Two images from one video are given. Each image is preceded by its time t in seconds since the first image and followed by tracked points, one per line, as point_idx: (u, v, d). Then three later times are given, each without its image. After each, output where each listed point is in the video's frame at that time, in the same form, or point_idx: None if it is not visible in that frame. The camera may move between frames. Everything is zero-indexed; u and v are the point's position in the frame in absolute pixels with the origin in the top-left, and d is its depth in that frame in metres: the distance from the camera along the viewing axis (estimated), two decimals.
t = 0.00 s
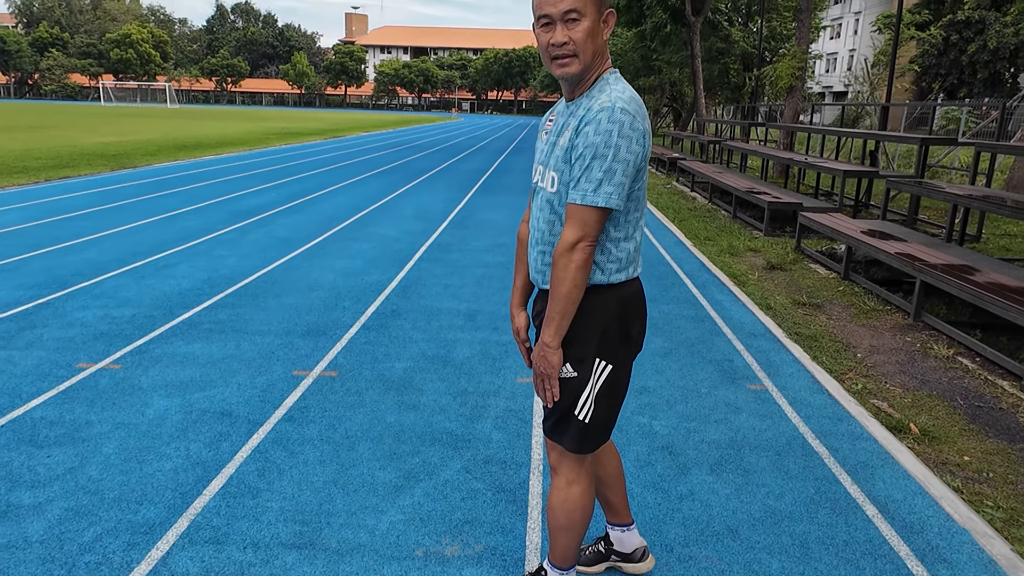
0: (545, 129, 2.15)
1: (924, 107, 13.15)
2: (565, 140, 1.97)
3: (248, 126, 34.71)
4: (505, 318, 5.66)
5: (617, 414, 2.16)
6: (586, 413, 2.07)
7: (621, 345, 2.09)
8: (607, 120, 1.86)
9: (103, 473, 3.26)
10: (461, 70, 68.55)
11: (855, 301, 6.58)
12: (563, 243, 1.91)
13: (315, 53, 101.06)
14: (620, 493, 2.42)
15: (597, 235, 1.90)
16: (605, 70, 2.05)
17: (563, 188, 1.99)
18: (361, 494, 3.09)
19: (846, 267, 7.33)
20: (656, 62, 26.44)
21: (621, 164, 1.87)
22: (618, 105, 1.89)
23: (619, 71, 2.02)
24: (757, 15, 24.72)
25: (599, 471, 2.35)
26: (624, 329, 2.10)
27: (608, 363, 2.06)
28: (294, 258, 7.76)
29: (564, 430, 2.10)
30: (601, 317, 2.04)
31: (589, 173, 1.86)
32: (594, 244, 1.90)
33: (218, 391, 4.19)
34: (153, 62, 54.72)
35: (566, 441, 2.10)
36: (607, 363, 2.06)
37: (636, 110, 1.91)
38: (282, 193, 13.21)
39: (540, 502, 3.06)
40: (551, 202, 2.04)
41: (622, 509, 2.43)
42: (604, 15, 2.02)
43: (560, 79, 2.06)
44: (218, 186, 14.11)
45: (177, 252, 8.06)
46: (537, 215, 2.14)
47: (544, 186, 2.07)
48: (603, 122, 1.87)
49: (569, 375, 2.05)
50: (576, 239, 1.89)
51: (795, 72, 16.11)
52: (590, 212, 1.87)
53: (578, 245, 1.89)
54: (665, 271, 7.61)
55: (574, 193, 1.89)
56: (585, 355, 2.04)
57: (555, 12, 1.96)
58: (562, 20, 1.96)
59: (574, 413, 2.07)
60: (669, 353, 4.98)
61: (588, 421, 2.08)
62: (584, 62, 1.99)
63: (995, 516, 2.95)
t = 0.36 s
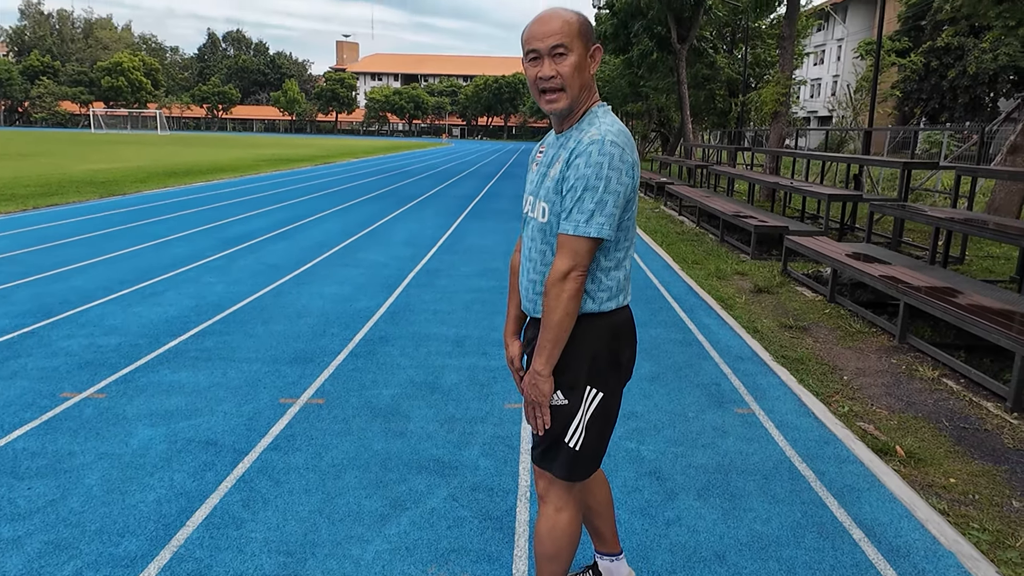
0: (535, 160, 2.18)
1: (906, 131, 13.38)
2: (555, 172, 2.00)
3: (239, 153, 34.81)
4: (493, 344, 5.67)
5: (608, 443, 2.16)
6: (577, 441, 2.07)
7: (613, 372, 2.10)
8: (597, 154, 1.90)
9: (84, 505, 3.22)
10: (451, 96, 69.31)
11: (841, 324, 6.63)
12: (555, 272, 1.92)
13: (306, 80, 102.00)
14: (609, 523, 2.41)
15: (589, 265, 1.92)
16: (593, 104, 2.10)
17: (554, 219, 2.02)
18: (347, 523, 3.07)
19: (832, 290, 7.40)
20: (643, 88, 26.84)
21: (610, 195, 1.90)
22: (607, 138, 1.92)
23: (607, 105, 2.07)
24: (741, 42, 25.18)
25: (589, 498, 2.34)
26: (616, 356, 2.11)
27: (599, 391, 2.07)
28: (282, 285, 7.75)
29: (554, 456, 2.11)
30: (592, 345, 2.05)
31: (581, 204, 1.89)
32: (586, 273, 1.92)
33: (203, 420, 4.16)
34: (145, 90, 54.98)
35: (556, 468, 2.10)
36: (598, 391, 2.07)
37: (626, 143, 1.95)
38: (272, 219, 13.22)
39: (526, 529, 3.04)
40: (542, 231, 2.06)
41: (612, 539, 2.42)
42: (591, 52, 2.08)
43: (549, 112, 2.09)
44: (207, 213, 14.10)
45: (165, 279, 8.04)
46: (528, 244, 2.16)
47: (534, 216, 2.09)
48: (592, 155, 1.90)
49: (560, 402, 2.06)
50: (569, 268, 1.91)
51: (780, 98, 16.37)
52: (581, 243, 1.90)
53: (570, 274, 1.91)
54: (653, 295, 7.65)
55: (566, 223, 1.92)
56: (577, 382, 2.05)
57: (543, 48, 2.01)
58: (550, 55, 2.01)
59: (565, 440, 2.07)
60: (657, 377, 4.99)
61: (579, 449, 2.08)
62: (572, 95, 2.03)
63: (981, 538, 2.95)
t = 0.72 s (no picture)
0: (555, 187, 2.14)
1: (894, 155, 13.52)
2: (584, 194, 1.94)
3: (230, 177, 34.83)
4: (486, 367, 5.61)
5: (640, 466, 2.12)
6: (608, 461, 2.02)
7: (645, 392, 2.06)
8: (626, 171, 1.85)
9: (67, 536, 3.13)
10: (442, 121, 69.78)
11: (835, 345, 6.63)
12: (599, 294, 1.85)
13: (298, 105, 102.51)
14: (618, 550, 2.34)
15: (636, 281, 1.86)
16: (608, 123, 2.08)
17: (586, 240, 1.96)
18: (338, 552, 2.99)
19: (824, 311, 7.41)
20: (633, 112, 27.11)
21: (646, 210, 1.85)
22: (633, 155, 1.89)
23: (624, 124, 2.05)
24: (728, 68, 25.56)
25: (604, 524, 2.29)
26: (649, 377, 2.07)
27: (632, 411, 2.03)
28: (273, 308, 7.69)
29: (581, 478, 2.04)
30: (625, 364, 2.00)
31: (619, 222, 1.83)
32: (634, 291, 1.86)
33: (191, 447, 4.07)
34: (136, 115, 55.05)
35: (581, 490, 2.04)
36: (631, 412, 2.04)
37: (647, 157, 1.92)
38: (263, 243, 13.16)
39: (524, 558, 2.97)
40: (570, 253, 2.00)
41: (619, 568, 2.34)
42: (604, 72, 2.07)
43: (565, 134, 2.07)
44: (198, 237, 14.02)
45: (154, 303, 7.96)
46: (555, 268, 2.10)
47: (563, 240, 2.02)
48: (621, 173, 1.86)
49: (592, 424, 2.00)
50: (618, 288, 1.83)
51: (768, 122, 16.55)
52: (624, 260, 1.84)
53: (621, 294, 1.84)
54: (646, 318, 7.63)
55: (604, 243, 1.85)
56: (609, 404, 2.01)
57: (556, 71, 2.00)
58: (564, 77, 2.00)
59: (594, 461, 2.02)
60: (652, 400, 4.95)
61: (609, 470, 2.03)
62: (587, 116, 2.02)
63: (985, 562, 2.90)
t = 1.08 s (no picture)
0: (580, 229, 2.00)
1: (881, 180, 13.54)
2: (604, 240, 1.78)
3: (219, 199, 34.64)
4: (471, 402, 5.44)
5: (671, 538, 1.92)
6: (632, 535, 1.86)
7: (674, 460, 1.87)
8: (649, 218, 1.69)
9: None
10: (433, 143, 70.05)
11: (828, 376, 6.49)
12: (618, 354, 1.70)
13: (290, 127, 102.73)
14: None
15: (660, 340, 1.70)
16: (617, 170, 1.92)
17: (604, 290, 1.81)
18: None
19: (816, 341, 7.28)
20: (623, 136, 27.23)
21: (672, 262, 1.69)
22: (657, 199, 1.72)
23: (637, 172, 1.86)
24: (717, 92, 25.77)
25: None
26: (678, 443, 1.88)
27: (658, 482, 1.85)
28: (253, 338, 7.48)
29: (606, 552, 1.89)
30: (650, 433, 1.82)
31: (640, 275, 1.67)
32: (658, 351, 1.69)
33: (157, 492, 3.86)
34: (126, 136, 54.86)
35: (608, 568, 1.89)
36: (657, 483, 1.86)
37: (675, 202, 1.75)
38: (248, 268, 12.97)
39: None
40: (587, 304, 1.85)
41: None
42: (613, 112, 1.89)
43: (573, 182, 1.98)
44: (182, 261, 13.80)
45: (131, 332, 7.74)
46: (573, 318, 1.95)
47: (582, 289, 1.87)
48: (644, 221, 1.69)
49: (613, 496, 1.84)
50: (639, 348, 1.67)
51: (756, 147, 16.60)
52: (646, 318, 1.67)
53: (644, 356, 1.67)
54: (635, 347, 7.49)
55: (622, 296, 1.70)
56: (633, 474, 1.83)
57: (554, 119, 1.90)
58: (560, 128, 1.89)
59: (618, 536, 1.86)
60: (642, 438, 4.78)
61: (634, 545, 1.87)
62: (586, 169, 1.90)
63: None
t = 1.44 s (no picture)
0: (577, 288, 1.72)
1: (866, 208, 13.40)
2: (593, 313, 1.49)
3: (203, 223, 34.23)
4: (437, 446, 5.10)
5: None
6: None
7: (698, 569, 1.62)
8: (643, 290, 1.38)
9: None
10: (422, 168, 70.25)
11: (815, 414, 6.20)
12: (608, 459, 1.42)
13: (279, 151, 102.67)
14: None
15: (663, 444, 1.41)
16: (590, 227, 1.67)
17: (596, 371, 1.53)
18: None
19: (802, 375, 7.01)
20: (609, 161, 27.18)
21: (673, 346, 1.38)
22: (655, 262, 1.41)
23: (620, 230, 1.60)
24: (702, 119, 25.84)
25: None
26: (700, 550, 1.62)
27: None
28: (214, 373, 7.12)
29: None
30: (667, 546, 1.57)
31: (632, 363, 1.37)
32: (660, 459, 1.41)
33: (77, 557, 3.48)
34: (111, 159, 54.41)
35: None
36: None
37: (680, 265, 1.43)
38: (221, 296, 12.60)
39: None
40: (579, 385, 1.59)
41: None
42: (574, 161, 1.63)
43: (553, 240, 1.78)
44: (154, 288, 13.42)
45: (85, 367, 7.35)
46: (566, 398, 1.68)
47: (574, 368, 1.59)
48: (638, 293, 1.38)
49: None
50: (635, 456, 1.39)
51: (741, 174, 16.50)
52: (643, 418, 1.38)
53: (639, 466, 1.39)
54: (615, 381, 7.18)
55: (610, 387, 1.41)
56: None
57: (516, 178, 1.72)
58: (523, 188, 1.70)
59: None
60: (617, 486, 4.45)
61: None
62: (560, 230, 1.69)
63: None
